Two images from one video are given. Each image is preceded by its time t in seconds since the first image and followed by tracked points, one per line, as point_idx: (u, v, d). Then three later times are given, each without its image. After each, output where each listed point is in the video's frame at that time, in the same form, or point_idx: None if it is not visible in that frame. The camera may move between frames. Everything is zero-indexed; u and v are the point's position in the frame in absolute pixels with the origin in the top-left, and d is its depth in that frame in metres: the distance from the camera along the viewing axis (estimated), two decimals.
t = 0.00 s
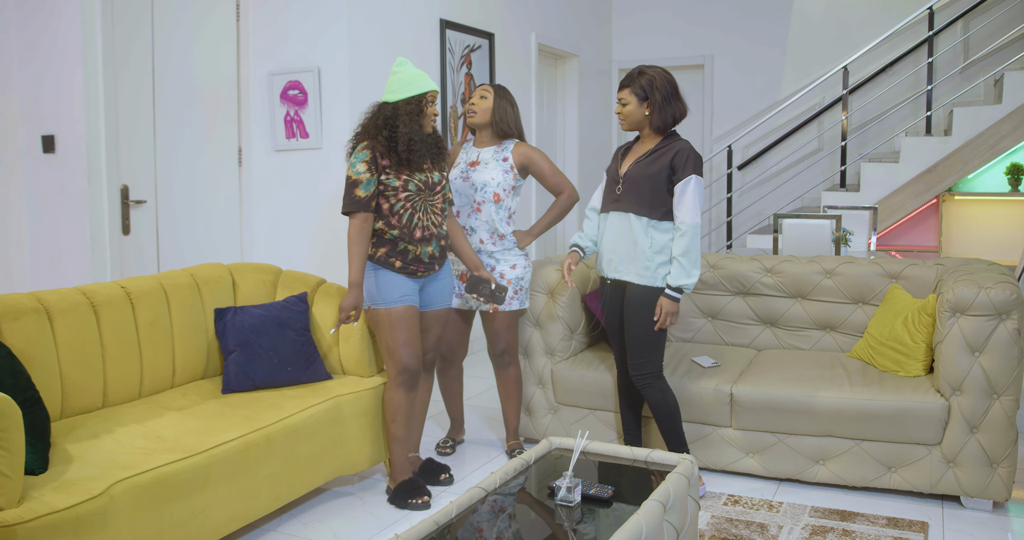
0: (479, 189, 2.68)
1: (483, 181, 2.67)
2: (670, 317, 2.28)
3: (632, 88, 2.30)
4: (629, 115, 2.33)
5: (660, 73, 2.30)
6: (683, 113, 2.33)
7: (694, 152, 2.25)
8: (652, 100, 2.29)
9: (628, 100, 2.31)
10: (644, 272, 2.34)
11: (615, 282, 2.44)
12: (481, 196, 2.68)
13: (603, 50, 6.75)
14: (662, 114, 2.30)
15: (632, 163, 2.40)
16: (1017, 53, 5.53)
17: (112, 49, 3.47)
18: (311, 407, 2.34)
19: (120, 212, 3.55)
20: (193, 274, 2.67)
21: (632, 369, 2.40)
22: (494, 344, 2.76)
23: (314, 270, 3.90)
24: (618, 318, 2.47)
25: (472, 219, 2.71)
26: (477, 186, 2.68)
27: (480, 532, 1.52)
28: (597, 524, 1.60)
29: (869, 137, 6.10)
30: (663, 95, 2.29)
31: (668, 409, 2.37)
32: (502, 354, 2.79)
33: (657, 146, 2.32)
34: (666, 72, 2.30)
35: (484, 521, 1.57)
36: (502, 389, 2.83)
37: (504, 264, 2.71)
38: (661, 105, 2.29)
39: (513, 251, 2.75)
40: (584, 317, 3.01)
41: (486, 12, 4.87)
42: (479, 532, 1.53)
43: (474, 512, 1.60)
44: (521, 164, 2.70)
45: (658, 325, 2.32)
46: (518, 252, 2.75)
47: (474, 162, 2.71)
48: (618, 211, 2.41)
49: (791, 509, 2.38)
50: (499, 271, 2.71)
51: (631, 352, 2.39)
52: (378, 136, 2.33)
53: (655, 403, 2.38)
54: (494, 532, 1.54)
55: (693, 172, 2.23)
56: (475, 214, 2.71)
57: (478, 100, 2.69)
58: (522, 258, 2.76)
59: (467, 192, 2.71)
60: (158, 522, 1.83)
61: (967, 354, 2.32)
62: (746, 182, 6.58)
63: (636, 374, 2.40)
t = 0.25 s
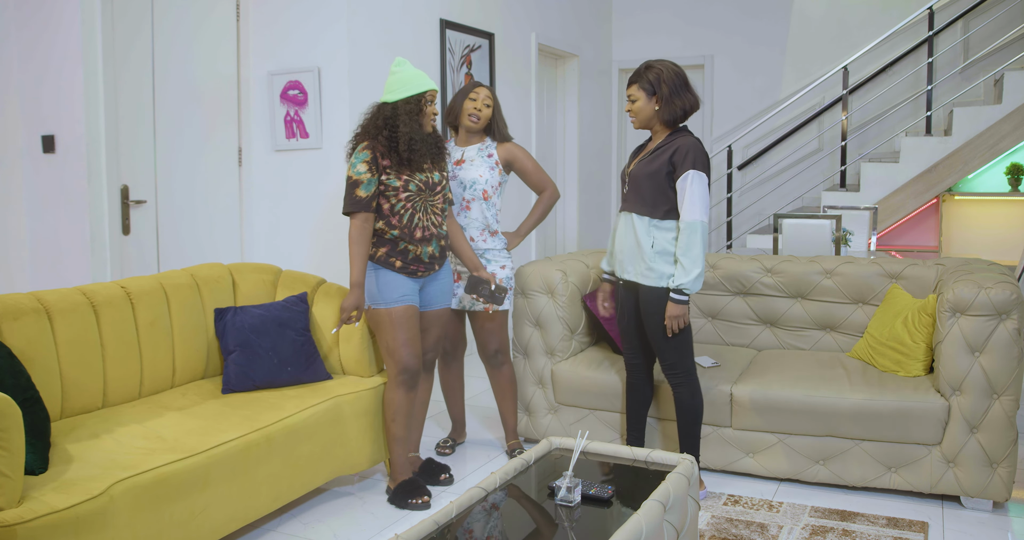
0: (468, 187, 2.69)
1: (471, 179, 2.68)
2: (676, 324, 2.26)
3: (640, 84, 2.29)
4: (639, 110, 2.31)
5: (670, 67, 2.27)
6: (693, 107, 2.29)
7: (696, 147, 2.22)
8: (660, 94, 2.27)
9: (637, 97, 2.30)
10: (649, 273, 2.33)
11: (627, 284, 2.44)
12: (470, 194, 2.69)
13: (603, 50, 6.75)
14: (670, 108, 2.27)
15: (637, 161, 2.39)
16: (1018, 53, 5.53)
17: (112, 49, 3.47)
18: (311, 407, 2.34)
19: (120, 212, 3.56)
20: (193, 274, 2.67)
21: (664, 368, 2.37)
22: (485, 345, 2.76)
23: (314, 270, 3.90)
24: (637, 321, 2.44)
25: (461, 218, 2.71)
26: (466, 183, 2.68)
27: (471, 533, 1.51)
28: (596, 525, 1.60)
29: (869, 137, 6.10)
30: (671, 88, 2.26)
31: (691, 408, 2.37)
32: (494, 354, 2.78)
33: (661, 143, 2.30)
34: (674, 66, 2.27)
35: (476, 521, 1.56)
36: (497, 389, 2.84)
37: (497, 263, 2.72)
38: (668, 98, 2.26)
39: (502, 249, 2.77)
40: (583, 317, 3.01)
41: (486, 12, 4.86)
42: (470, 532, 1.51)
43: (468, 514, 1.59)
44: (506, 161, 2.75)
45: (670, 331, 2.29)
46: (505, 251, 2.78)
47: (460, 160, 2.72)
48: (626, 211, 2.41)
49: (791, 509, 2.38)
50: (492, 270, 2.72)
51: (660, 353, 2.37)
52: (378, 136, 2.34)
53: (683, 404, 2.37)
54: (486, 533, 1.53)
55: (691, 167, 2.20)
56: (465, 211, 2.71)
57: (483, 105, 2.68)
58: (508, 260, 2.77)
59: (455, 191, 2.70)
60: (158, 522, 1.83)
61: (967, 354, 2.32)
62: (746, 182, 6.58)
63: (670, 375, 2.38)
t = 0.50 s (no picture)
0: (472, 190, 2.72)
1: (475, 182, 2.72)
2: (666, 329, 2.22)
3: (637, 89, 2.28)
4: (637, 107, 2.29)
5: (676, 67, 2.25)
6: (694, 112, 2.26)
7: (688, 149, 2.19)
8: (661, 93, 2.25)
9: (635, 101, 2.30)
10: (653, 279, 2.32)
11: (641, 294, 2.40)
12: (474, 197, 2.73)
13: (603, 50, 6.75)
14: (668, 110, 2.25)
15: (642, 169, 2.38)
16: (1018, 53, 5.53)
17: (112, 49, 3.47)
18: (311, 407, 2.34)
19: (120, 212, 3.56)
20: (193, 274, 2.67)
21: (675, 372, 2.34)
22: (485, 343, 2.77)
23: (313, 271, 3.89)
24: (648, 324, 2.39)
25: (466, 220, 2.74)
26: (470, 186, 2.71)
27: (475, 527, 1.55)
28: (596, 525, 1.60)
29: (869, 137, 6.10)
30: (665, 90, 2.24)
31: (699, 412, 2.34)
32: (494, 353, 2.80)
33: (658, 145, 2.28)
34: (682, 67, 2.25)
35: (479, 513, 1.60)
36: (495, 387, 2.85)
37: (499, 264, 2.77)
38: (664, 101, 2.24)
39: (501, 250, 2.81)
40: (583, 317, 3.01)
41: (486, 12, 4.86)
42: (474, 526, 1.55)
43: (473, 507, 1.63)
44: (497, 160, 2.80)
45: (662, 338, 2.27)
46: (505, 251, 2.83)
47: (457, 163, 2.72)
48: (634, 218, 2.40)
49: (791, 509, 2.38)
50: (493, 270, 2.76)
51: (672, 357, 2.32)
52: (379, 136, 2.34)
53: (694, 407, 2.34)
54: (490, 525, 1.57)
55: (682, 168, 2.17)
56: (469, 214, 2.74)
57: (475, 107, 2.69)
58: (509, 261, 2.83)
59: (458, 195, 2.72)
60: (158, 522, 1.83)
61: (967, 354, 2.32)
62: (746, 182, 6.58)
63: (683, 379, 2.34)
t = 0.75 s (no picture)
0: (475, 190, 2.73)
1: (476, 182, 2.73)
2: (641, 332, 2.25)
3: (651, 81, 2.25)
4: (644, 103, 2.27)
5: (688, 68, 2.23)
6: (701, 114, 2.23)
7: (683, 151, 2.14)
8: (669, 92, 2.23)
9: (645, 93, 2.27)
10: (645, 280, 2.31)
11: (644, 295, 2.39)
12: (477, 197, 2.74)
13: (603, 50, 6.75)
14: (675, 109, 2.23)
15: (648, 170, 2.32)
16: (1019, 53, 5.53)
17: (112, 50, 3.47)
18: (311, 407, 2.34)
19: (120, 212, 3.56)
20: (193, 274, 2.67)
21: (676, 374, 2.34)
22: (488, 342, 2.82)
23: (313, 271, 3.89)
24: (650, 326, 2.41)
25: (468, 220, 2.75)
26: (472, 187, 2.72)
27: (478, 525, 1.57)
28: (596, 525, 1.60)
29: (869, 137, 6.10)
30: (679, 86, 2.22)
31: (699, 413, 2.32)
32: (497, 352, 2.84)
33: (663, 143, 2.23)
34: (694, 70, 2.23)
35: (482, 510, 1.62)
36: (494, 386, 2.91)
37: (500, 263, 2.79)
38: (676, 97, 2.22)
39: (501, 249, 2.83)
40: (583, 317, 3.01)
41: (486, 12, 4.86)
42: (478, 524, 1.57)
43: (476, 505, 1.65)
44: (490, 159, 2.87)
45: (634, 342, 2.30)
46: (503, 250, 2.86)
47: (457, 164, 2.72)
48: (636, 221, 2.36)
49: (791, 509, 2.38)
50: (494, 269, 2.77)
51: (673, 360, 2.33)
52: (379, 136, 2.34)
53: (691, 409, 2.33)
54: (493, 522, 1.59)
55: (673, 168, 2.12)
56: (471, 214, 2.75)
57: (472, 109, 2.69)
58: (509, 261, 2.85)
59: (460, 196, 2.72)
60: (158, 522, 1.83)
61: (967, 354, 2.32)
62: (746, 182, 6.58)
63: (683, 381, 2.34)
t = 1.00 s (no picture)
0: (475, 187, 2.73)
1: (477, 179, 2.73)
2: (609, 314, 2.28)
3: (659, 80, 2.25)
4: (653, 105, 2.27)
5: (694, 69, 2.23)
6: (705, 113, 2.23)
7: (682, 153, 2.13)
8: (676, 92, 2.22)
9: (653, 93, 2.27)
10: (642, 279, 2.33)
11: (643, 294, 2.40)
12: (477, 194, 2.74)
13: (603, 50, 6.75)
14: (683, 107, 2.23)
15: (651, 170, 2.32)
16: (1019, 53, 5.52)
17: (112, 50, 3.47)
18: (311, 407, 2.34)
19: (120, 212, 3.56)
20: (194, 274, 2.67)
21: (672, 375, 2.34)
22: (491, 342, 2.82)
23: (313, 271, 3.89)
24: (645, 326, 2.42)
25: (469, 217, 2.74)
26: (472, 184, 2.72)
27: (478, 526, 1.56)
28: (596, 525, 1.60)
29: (869, 137, 6.10)
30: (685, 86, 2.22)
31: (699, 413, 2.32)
32: (500, 350, 2.85)
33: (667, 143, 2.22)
34: (700, 71, 2.23)
35: (482, 512, 1.62)
36: (495, 384, 2.92)
37: (500, 262, 2.79)
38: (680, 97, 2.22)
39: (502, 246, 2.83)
40: (583, 316, 3.01)
41: (486, 12, 4.86)
42: (478, 525, 1.56)
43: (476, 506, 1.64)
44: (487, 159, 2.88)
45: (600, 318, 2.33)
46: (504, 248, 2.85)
47: (456, 161, 2.72)
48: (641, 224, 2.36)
49: (791, 509, 2.38)
50: (495, 268, 2.78)
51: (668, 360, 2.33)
52: (380, 136, 2.34)
53: (688, 409, 2.33)
54: (493, 523, 1.59)
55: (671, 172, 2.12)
56: (472, 211, 2.74)
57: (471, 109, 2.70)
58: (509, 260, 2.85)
59: (460, 193, 2.72)
60: (158, 522, 1.83)
61: (967, 354, 2.32)
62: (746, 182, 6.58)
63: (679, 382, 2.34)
